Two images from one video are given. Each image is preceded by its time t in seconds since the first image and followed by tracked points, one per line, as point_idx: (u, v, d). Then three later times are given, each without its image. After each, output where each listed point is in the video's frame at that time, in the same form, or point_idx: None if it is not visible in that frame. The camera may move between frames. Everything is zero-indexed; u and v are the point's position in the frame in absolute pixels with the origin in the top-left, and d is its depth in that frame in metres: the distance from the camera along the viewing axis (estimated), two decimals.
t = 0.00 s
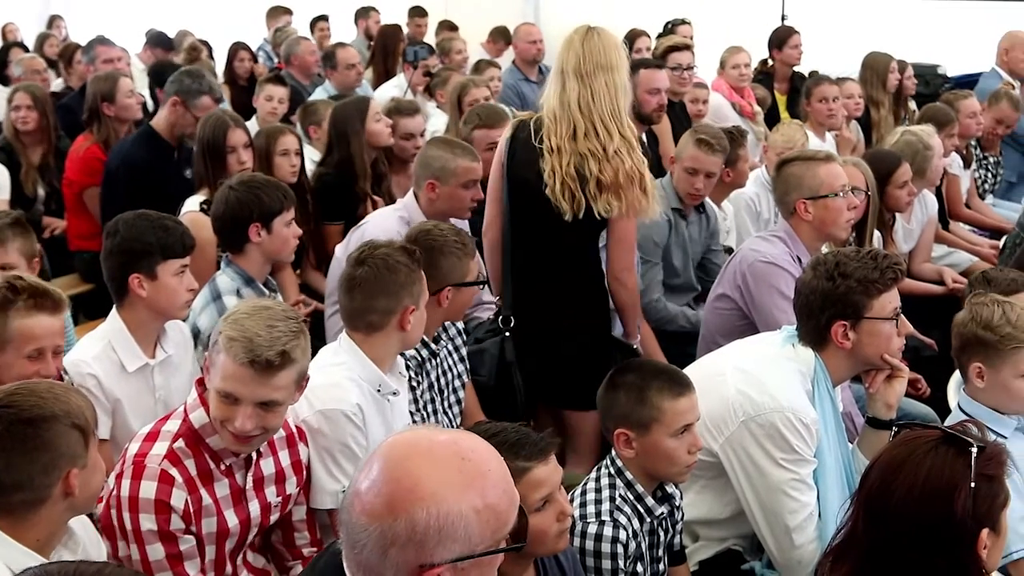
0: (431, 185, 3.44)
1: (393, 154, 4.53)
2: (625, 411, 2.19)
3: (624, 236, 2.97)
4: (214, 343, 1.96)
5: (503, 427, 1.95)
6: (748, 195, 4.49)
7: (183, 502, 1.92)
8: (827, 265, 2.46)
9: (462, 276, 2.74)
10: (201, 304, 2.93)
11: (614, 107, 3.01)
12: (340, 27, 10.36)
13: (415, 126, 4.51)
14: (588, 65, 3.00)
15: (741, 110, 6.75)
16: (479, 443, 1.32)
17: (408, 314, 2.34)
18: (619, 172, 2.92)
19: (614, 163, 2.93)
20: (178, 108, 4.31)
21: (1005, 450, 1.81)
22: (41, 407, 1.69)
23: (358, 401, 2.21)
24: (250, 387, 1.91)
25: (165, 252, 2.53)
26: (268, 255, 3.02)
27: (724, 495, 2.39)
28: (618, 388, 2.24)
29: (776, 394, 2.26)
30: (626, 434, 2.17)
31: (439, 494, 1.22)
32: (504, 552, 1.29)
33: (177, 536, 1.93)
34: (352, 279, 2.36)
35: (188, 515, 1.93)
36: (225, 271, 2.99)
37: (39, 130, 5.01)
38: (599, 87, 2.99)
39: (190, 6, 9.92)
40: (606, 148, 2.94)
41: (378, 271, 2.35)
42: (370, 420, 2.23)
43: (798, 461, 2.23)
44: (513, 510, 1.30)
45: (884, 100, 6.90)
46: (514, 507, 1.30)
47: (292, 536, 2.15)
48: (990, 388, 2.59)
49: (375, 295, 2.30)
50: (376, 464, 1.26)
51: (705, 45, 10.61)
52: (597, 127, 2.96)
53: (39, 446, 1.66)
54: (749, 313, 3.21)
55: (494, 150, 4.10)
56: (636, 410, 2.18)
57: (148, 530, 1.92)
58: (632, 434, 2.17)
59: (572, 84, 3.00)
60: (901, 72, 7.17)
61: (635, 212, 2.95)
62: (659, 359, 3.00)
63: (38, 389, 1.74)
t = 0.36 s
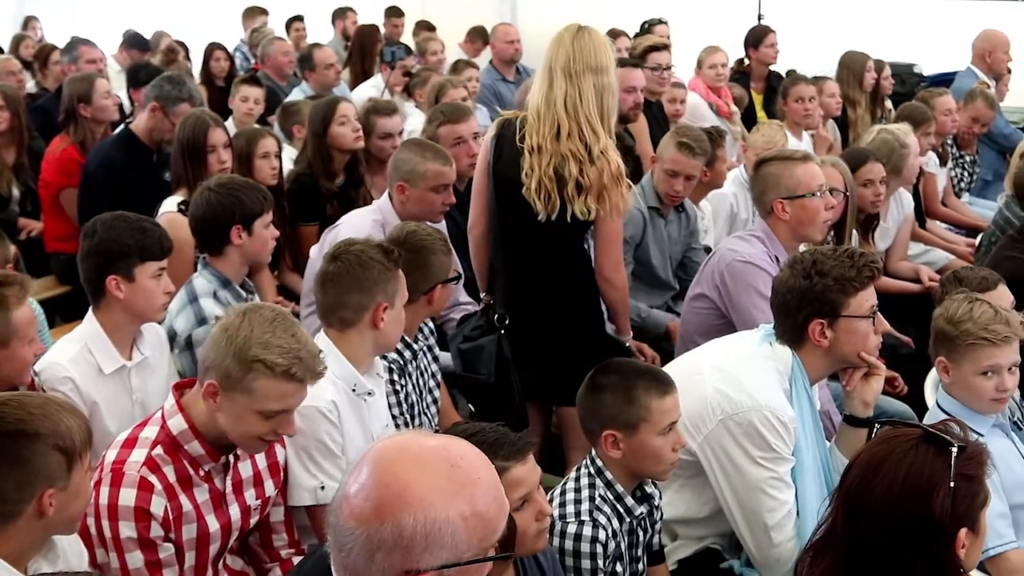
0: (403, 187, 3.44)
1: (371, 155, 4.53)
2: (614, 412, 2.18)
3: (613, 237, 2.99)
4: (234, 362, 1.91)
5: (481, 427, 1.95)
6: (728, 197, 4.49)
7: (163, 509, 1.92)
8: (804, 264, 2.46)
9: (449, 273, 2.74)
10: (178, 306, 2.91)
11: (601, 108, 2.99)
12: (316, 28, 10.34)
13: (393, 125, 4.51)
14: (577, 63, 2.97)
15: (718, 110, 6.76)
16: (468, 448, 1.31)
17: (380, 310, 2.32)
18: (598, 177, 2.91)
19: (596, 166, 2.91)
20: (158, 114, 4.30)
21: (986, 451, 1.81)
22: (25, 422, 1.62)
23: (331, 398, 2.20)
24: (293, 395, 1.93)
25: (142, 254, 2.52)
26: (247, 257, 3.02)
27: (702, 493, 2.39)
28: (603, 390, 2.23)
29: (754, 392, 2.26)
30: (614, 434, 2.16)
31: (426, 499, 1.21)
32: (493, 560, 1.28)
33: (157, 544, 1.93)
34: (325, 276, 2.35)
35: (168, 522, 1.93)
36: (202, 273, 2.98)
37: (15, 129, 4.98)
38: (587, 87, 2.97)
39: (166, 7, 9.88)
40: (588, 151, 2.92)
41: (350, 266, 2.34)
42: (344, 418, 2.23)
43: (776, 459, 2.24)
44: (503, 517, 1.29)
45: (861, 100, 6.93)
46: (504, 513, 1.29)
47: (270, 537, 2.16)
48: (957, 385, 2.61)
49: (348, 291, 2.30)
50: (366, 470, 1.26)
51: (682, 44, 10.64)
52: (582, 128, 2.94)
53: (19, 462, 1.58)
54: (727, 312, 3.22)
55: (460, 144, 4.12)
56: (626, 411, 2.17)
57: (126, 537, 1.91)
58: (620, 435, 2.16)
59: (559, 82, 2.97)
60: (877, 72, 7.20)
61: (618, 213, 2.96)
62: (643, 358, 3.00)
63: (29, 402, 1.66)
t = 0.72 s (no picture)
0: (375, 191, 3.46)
1: (347, 155, 4.53)
2: (603, 412, 2.17)
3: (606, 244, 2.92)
4: (250, 359, 1.98)
5: (460, 428, 1.94)
6: (705, 194, 4.49)
7: (144, 509, 1.94)
8: (783, 264, 2.46)
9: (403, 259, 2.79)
10: (154, 309, 2.90)
11: (601, 111, 2.92)
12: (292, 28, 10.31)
13: (369, 126, 4.52)
14: (573, 64, 2.91)
15: (694, 109, 6.76)
16: (449, 448, 1.31)
17: (318, 319, 2.26)
18: (588, 184, 2.86)
19: (586, 172, 2.86)
20: (131, 117, 4.28)
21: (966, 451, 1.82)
22: (39, 456, 1.63)
23: (304, 400, 2.21)
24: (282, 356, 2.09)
25: (119, 257, 2.50)
26: (225, 260, 3.01)
27: (680, 492, 2.40)
28: (589, 389, 2.20)
29: (731, 391, 2.26)
30: (603, 434, 2.15)
31: (394, 492, 1.23)
32: (476, 563, 1.27)
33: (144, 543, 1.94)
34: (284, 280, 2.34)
35: (150, 521, 1.95)
36: (179, 275, 2.97)
37: None
38: (582, 89, 2.90)
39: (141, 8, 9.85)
40: (580, 155, 2.87)
41: (299, 272, 2.31)
42: (318, 421, 2.23)
43: (753, 458, 2.24)
44: (482, 520, 1.28)
45: (836, 99, 6.95)
46: (481, 517, 1.28)
47: (247, 537, 2.17)
48: (935, 381, 2.62)
49: (295, 295, 2.29)
50: (346, 470, 1.27)
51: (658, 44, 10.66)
52: (575, 132, 2.88)
53: (22, 493, 1.59)
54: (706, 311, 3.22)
55: (460, 146, 4.07)
56: (615, 412, 2.16)
57: (111, 539, 1.91)
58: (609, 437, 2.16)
59: (554, 83, 2.91)
60: (853, 71, 7.23)
61: (611, 219, 2.89)
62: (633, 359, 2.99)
63: (49, 437, 1.67)
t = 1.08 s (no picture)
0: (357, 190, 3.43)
1: (328, 156, 4.53)
2: (587, 410, 2.17)
3: (599, 247, 2.91)
4: (232, 347, 2.02)
5: (443, 428, 1.94)
6: (692, 190, 4.49)
7: (131, 510, 1.94)
8: (764, 264, 2.46)
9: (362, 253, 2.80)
10: (134, 311, 2.89)
11: (603, 115, 2.91)
12: (273, 28, 10.29)
13: (348, 127, 4.52)
14: (577, 67, 2.90)
15: (675, 109, 6.77)
16: (412, 441, 1.35)
17: (284, 330, 2.25)
18: (586, 186, 2.86)
19: (584, 174, 2.86)
20: (110, 120, 4.22)
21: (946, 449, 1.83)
22: (39, 468, 1.62)
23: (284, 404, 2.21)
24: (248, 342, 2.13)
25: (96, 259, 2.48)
26: (206, 263, 3.01)
27: (662, 491, 2.40)
28: (572, 389, 2.21)
29: (712, 390, 2.27)
30: (584, 434, 2.16)
31: (344, 476, 1.27)
32: (434, 554, 1.29)
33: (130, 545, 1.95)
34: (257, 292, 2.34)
35: (137, 522, 1.95)
36: (160, 277, 2.96)
37: None
38: (585, 91, 2.89)
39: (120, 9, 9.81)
40: (579, 157, 2.87)
41: (267, 284, 2.30)
42: (299, 424, 2.23)
43: (735, 456, 2.24)
44: (439, 512, 1.30)
45: (816, 99, 6.97)
46: (437, 509, 1.30)
47: (226, 535, 2.17)
48: (917, 379, 2.63)
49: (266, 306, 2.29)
50: (305, 460, 1.32)
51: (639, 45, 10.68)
52: (577, 135, 2.88)
53: (24, 506, 1.59)
54: (688, 310, 3.23)
55: (449, 150, 4.01)
56: (598, 411, 2.16)
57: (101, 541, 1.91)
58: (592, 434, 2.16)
59: (556, 84, 2.90)
60: (833, 71, 7.25)
61: (606, 224, 2.90)
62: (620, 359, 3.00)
63: (49, 448, 1.66)
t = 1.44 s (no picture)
0: (337, 189, 3.44)
1: (307, 157, 4.53)
2: (550, 405, 2.18)
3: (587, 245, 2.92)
4: (217, 347, 2.03)
5: (422, 429, 1.93)
6: (680, 185, 4.49)
7: (115, 514, 1.94)
8: (743, 263, 2.46)
9: (338, 253, 2.79)
10: (113, 314, 2.88)
11: (601, 116, 2.95)
12: (252, 29, 10.27)
13: (328, 128, 4.52)
14: (577, 67, 2.94)
15: (655, 109, 6.79)
16: (385, 438, 1.35)
17: (255, 333, 2.26)
18: (580, 181, 2.88)
19: (577, 169, 2.88)
20: (87, 120, 4.25)
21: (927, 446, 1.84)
22: (23, 474, 1.62)
23: (262, 409, 2.20)
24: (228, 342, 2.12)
25: (77, 260, 2.48)
26: (186, 265, 3.00)
27: (644, 490, 2.40)
28: (533, 385, 2.22)
29: (693, 389, 2.27)
30: (548, 428, 2.17)
31: (309, 471, 1.29)
32: (403, 550, 1.29)
33: (114, 549, 1.94)
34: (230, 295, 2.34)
35: (120, 526, 1.95)
36: (139, 279, 2.96)
37: None
38: (584, 92, 2.93)
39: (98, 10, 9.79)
40: (572, 153, 2.90)
41: (243, 289, 2.30)
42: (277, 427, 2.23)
43: (715, 456, 2.25)
44: (408, 507, 1.30)
45: (795, 98, 7.00)
46: (406, 506, 1.30)
47: (206, 536, 2.16)
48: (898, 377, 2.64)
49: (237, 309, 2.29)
50: (275, 454, 1.33)
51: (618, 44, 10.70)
52: (573, 131, 2.91)
53: (8, 512, 1.58)
54: (669, 309, 3.24)
55: (424, 155, 4.02)
56: (560, 404, 2.17)
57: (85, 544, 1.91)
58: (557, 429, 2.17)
59: (555, 84, 2.94)
60: (813, 70, 7.27)
61: (596, 222, 2.91)
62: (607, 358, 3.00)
63: (34, 455, 1.66)
